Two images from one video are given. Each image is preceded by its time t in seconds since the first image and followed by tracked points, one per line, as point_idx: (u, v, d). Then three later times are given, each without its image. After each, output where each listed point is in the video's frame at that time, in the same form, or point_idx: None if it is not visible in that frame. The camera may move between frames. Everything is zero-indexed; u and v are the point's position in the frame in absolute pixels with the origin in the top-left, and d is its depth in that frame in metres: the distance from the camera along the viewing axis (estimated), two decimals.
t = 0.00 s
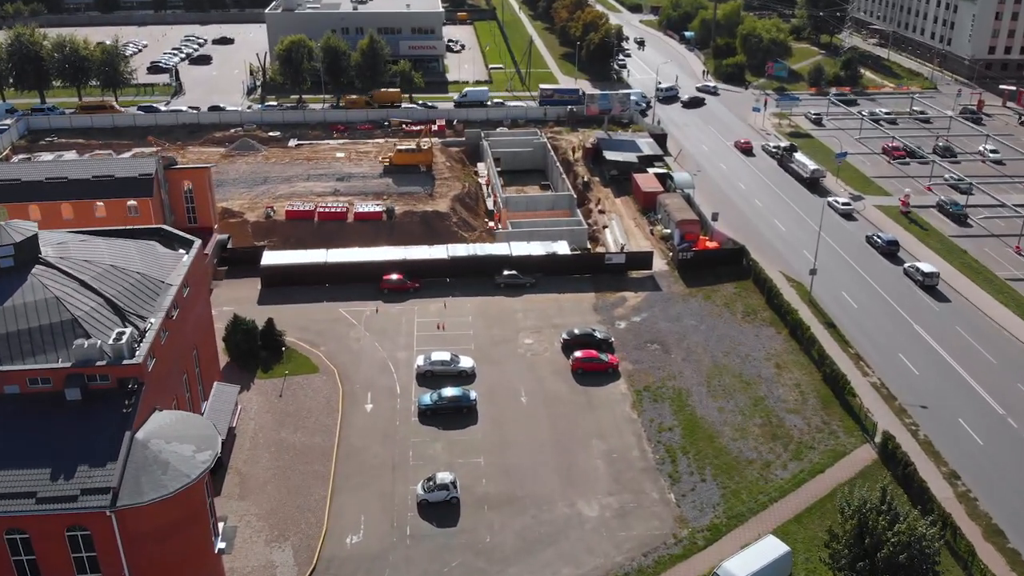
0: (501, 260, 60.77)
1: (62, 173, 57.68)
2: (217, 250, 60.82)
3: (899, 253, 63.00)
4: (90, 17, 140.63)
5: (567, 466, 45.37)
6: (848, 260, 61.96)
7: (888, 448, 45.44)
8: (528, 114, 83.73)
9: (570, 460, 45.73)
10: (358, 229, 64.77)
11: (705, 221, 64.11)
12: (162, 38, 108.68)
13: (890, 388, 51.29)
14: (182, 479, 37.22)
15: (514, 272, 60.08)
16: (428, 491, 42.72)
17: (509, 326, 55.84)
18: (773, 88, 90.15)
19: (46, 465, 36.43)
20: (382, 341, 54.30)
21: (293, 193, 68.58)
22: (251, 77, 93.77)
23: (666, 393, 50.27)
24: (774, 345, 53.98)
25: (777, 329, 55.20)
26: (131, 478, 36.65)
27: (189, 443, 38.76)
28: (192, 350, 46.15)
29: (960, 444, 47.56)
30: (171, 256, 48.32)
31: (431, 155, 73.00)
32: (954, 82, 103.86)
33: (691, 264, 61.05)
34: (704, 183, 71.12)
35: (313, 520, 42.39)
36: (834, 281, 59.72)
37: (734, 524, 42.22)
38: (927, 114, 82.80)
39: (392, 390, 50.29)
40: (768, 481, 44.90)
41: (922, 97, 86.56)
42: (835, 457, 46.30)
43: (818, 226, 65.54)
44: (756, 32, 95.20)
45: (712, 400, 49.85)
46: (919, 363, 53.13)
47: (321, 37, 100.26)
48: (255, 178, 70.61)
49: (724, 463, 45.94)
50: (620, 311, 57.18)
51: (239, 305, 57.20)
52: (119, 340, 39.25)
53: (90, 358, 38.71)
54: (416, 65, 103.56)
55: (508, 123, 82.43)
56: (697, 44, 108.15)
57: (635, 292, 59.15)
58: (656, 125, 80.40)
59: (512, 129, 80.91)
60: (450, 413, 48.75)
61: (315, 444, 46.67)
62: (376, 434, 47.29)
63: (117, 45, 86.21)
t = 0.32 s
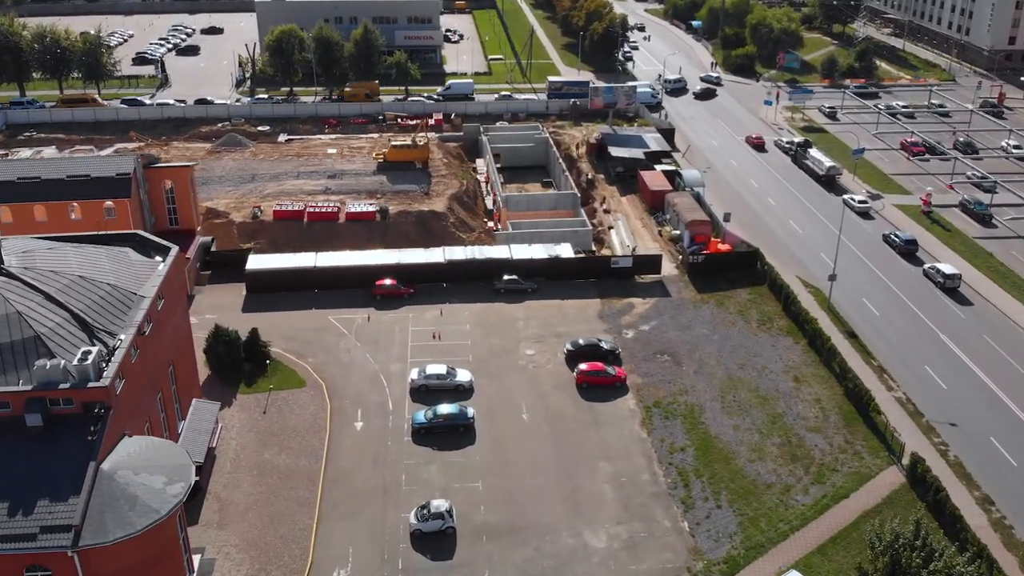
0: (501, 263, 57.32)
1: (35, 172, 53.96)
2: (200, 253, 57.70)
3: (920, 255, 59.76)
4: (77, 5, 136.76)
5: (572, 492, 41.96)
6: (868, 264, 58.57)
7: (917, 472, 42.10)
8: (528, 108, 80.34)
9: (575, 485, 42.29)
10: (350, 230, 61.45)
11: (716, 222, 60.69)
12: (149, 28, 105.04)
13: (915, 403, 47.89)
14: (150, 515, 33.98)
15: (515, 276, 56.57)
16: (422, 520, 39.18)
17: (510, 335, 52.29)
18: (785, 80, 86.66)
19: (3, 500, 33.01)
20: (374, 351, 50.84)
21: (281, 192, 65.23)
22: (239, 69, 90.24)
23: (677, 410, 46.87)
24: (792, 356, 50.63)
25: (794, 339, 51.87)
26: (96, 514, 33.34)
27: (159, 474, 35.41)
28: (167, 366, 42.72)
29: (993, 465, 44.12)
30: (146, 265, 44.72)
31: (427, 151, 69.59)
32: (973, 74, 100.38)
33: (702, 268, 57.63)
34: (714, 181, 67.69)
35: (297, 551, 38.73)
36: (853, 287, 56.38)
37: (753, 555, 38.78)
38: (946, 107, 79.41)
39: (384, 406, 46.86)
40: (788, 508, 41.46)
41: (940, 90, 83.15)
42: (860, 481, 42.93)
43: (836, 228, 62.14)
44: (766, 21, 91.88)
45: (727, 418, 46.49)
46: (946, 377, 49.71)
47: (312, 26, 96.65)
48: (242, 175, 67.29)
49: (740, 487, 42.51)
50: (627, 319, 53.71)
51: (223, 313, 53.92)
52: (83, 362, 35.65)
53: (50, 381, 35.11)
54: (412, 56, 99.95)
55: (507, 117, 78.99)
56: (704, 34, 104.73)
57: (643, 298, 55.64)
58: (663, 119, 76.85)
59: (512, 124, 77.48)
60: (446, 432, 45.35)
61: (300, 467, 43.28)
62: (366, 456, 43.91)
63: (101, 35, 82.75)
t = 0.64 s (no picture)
0: (502, 269, 53.83)
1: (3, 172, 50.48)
2: (181, 258, 54.24)
3: (945, 259, 56.33)
4: None
5: (580, 523, 38.42)
6: (891, 270, 55.16)
7: (953, 501, 38.67)
8: (530, 101, 76.61)
9: (582, 516, 38.76)
10: (342, 233, 58.08)
11: (729, 224, 57.20)
12: (135, 18, 101.33)
13: (948, 422, 44.40)
14: (114, 561, 30.25)
15: (516, 282, 52.99)
16: (416, 556, 35.52)
17: (511, 346, 48.58)
18: (798, 72, 83.17)
19: None
20: (365, 364, 47.27)
21: (269, 192, 61.86)
22: (227, 61, 86.64)
23: (692, 430, 43.41)
24: (814, 371, 47.24)
25: (816, 351, 48.50)
26: (52, 560, 29.79)
27: (126, 513, 32.01)
28: (140, 386, 39.33)
29: None
30: (117, 275, 41.20)
31: (424, 148, 66.11)
32: (993, 65, 96.78)
33: (715, 274, 54.18)
34: (726, 179, 64.25)
35: None
36: (877, 295, 52.95)
37: None
38: (968, 101, 75.97)
39: (375, 426, 43.34)
40: (814, 540, 37.96)
41: (961, 82, 79.69)
42: (891, 510, 39.46)
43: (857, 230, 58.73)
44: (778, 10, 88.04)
45: (746, 439, 43.10)
46: (980, 393, 46.19)
47: (304, 17, 93.02)
48: (228, 174, 63.99)
49: (761, 517, 39.00)
50: (637, 328, 50.13)
51: (205, 324, 50.56)
52: (42, 389, 32.24)
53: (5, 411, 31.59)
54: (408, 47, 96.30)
55: (508, 112, 75.42)
56: (713, 24, 101.29)
57: (654, 305, 52.06)
58: (671, 114, 73.27)
59: (513, 119, 73.99)
60: (442, 455, 41.84)
61: (284, 494, 39.80)
62: (355, 482, 40.40)
63: (83, 26, 79.27)
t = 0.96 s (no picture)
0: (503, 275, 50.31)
1: None
2: (159, 264, 50.79)
3: (973, 263, 52.88)
4: None
5: (589, 559, 34.92)
6: (918, 275, 51.72)
7: (998, 535, 35.21)
8: (532, 94, 73.25)
9: (591, 552, 35.27)
10: (333, 236, 54.64)
11: (745, 226, 53.70)
12: (120, 7, 97.69)
13: (985, 444, 40.97)
14: None
15: (518, 289, 49.44)
16: None
17: (512, 360, 45.07)
18: (811, 63, 79.66)
19: None
20: (355, 381, 43.80)
21: (256, 191, 58.45)
22: (215, 51, 83.06)
23: (710, 455, 40.00)
24: (840, 388, 43.87)
25: (840, 366, 45.13)
26: None
27: (85, 558, 28.41)
28: (107, 410, 35.81)
29: None
30: (84, 288, 37.60)
31: (420, 144, 62.68)
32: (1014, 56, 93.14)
33: (731, 280, 50.68)
34: (740, 177, 60.80)
35: None
36: (903, 304, 49.51)
37: None
38: (991, 94, 72.49)
39: (366, 451, 39.93)
40: None
41: (983, 74, 76.22)
42: (929, 544, 35.96)
43: (880, 233, 55.29)
44: None
45: (768, 464, 39.70)
46: (1018, 412, 42.74)
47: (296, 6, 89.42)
48: (213, 172, 60.63)
49: (787, 552, 35.45)
50: (648, 340, 46.62)
51: (184, 335, 47.13)
52: None
53: None
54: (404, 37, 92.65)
55: (509, 104, 71.80)
56: (722, 13, 97.62)
57: (666, 314, 48.55)
58: (681, 108, 69.69)
59: (514, 112, 70.46)
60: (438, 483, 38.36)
61: (264, 527, 36.31)
62: (343, 513, 36.95)
63: (63, 15, 75.70)
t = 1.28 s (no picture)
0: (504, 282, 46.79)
1: None
2: (135, 271, 47.30)
3: (1006, 266, 49.35)
4: None
5: None
6: (948, 280, 48.16)
7: None
8: (534, 87, 69.72)
9: None
10: (323, 239, 51.22)
11: (763, 228, 50.25)
12: None
13: None
14: None
15: (520, 298, 45.86)
16: None
17: (514, 375, 41.55)
18: (827, 54, 76.10)
19: None
20: (343, 399, 40.29)
21: (241, 190, 55.02)
22: (202, 41, 79.50)
23: (730, 483, 36.55)
24: (869, 407, 40.45)
25: (869, 383, 41.69)
26: None
27: None
28: (66, 439, 32.05)
29: None
30: (46, 301, 33.84)
31: (416, 140, 59.25)
32: None
33: (749, 287, 47.19)
34: (756, 175, 57.34)
35: None
36: (934, 312, 45.97)
37: None
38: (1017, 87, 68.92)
39: (355, 478, 36.46)
40: None
41: (1008, 66, 72.67)
42: None
43: (906, 235, 51.76)
44: None
45: (793, 493, 36.22)
46: None
47: None
48: (197, 170, 57.23)
49: None
50: (661, 353, 43.11)
51: (160, 348, 43.74)
52: None
53: None
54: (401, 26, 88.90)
55: (510, 97, 68.38)
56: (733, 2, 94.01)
57: (680, 324, 45.05)
58: (692, 101, 66.13)
59: (516, 106, 66.99)
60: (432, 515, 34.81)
61: (240, 565, 32.77)
62: (328, 549, 33.42)
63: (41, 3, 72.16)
